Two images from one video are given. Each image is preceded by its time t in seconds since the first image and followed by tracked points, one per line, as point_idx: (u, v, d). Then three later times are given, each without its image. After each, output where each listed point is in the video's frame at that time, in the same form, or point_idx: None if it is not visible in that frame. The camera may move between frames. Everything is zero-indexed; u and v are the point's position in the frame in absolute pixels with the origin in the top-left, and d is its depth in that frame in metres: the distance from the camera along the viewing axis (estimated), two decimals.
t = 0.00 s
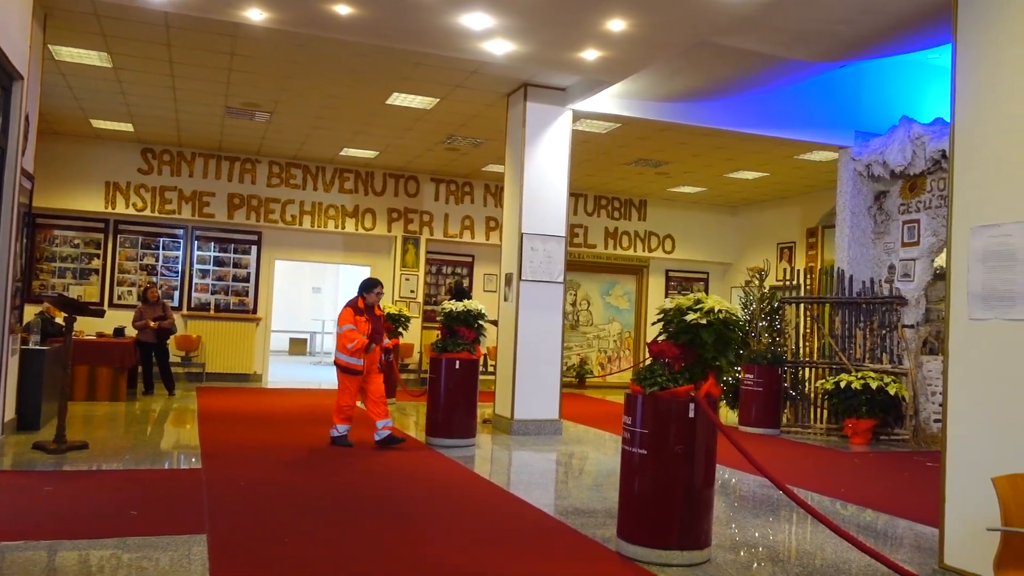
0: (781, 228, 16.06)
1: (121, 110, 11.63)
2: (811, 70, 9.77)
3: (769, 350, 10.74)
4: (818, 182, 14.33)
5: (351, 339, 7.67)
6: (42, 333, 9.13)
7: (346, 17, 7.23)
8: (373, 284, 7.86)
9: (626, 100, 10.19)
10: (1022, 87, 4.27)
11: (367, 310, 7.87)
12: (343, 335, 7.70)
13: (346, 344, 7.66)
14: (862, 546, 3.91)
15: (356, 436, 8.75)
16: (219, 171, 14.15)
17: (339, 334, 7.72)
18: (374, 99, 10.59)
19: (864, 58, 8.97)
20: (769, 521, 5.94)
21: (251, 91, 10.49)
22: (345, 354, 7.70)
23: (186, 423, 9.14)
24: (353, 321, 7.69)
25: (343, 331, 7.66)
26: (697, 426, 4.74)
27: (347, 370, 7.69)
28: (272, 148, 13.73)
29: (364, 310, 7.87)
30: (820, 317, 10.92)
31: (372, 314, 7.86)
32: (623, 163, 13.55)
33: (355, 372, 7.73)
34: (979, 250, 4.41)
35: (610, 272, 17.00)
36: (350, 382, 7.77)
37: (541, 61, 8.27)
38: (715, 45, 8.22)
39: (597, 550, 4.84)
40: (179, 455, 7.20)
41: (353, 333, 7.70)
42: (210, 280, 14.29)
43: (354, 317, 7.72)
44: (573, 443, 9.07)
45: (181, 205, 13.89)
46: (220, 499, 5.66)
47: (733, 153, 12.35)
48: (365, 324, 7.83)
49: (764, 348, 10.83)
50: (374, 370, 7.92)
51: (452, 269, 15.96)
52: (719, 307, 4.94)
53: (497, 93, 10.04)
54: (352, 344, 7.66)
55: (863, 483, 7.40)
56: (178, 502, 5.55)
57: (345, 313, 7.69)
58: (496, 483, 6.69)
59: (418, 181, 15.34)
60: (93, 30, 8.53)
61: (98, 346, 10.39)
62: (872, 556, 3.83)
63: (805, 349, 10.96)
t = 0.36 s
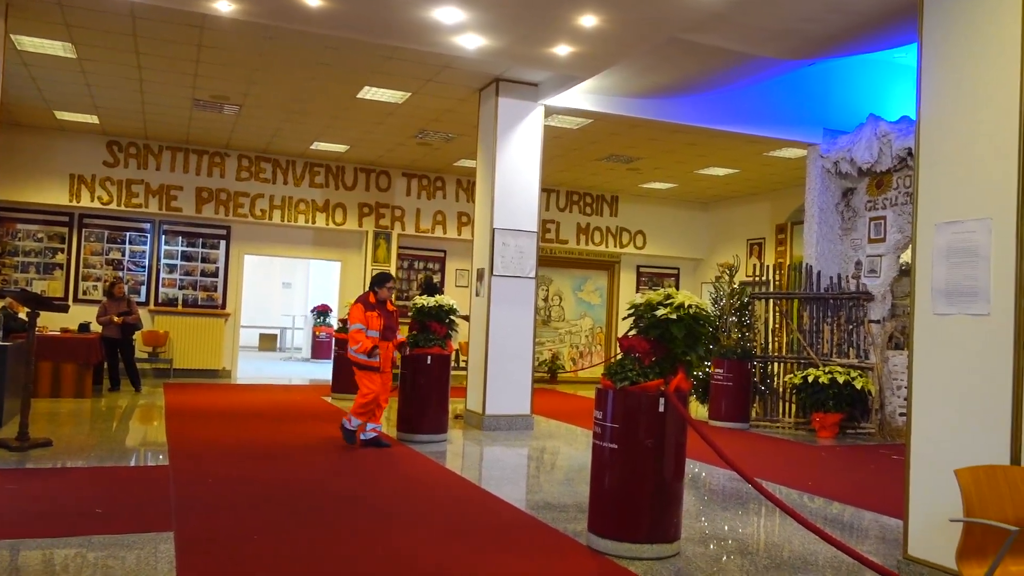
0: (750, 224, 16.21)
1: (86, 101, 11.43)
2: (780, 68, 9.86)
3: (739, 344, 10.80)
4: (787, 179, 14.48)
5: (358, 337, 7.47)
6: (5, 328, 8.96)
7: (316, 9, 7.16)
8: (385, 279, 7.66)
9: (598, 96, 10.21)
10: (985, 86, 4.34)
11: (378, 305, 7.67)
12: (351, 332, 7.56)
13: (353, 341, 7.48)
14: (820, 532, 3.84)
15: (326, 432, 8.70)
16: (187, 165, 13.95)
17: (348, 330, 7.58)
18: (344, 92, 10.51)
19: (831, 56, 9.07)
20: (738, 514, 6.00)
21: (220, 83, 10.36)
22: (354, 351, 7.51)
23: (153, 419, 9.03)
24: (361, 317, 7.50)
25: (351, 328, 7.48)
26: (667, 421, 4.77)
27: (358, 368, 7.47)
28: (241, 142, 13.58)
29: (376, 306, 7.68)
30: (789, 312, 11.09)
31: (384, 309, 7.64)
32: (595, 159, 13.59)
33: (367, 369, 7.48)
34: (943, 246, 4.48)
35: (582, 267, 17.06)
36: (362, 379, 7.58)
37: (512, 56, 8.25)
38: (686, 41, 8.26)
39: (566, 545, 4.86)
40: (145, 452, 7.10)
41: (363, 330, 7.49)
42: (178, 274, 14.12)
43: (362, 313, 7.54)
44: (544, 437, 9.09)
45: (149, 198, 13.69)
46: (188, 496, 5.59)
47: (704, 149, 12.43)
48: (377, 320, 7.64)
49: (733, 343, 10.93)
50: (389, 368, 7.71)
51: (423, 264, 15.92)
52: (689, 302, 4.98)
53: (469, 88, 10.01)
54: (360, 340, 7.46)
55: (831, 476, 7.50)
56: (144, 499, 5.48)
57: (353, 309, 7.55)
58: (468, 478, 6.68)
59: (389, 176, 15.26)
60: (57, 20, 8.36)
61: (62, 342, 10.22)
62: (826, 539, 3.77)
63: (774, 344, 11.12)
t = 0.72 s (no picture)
0: (720, 218, 16.33)
1: (50, 91, 11.21)
2: (749, 62, 9.93)
3: (709, 336, 10.94)
4: (756, 173, 14.60)
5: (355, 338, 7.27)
6: None
7: None
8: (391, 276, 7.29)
9: (569, 89, 10.22)
10: (949, 81, 4.41)
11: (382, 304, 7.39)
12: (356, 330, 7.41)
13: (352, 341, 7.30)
14: (787, 522, 3.81)
15: (296, 426, 8.64)
16: (154, 156, 13.74)
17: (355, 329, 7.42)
18: (314, 84, 10.41)
19: (800, 51, 9.14)
20: (707, 505, 6.06)
21: (187, 73, 10.21)
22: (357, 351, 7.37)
23: (120, 414, 8.90)
24: (361, 317, 7.29)
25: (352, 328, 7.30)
26: (636, 413, 4.80)
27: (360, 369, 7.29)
28: (209, 133, 13.40)
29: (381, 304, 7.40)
30: (758, 305, 11.14)
31: (384, 308, 7.32)
32: (566, 152, 13.60)
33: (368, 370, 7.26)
34: (908, 239, 4.54)
35: (553, 261, 17.08)
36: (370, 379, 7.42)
37: (483, 48, 8.22)
38: (657, 35, 8.29)
39: (537, 537, 4.87)
40: (111, 447, 7.00)
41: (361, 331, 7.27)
42: (145, 267, 13.93)
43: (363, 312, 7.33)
44: (515, 430, 9.11)
45: (114, 190, 13.47)
46: (155, 491, 5.52)
47: (674, 143, 12.50)
48: (382, 319, 7.37)
49: (703, 335, 11.03)
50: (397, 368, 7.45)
51: (394, 257, 15.83)
52: (658, 294, 5.08)
53: (440, 80, 9.97)
54: (356, 341, 7.25)
55: (798, 466, 7.60)
56: (109, 495, 5.40)
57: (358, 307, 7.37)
58: (439, 471, 6.67)
59: (360, 168, 15.16)
60: (17, 7, 8.18)
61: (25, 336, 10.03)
62: (791, 527, 3.77)
63: (743, 337, 11.16)
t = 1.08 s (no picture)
0: (689, 211, 16.44)
1: (8, 80, 10.95)
2: (717, 57, 9.99)
3: (678, 329, 11.01)
4: (724, 167, 14.72)
5: (389, 328, 6.94)
6: None
7: None
8: (408, 269, 7.06)
9: (538, 82, 10.21)
10: (912, 76, 4.47)
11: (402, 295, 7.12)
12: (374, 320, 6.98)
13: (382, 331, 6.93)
14: (752, 511, 3.84)
15: (264, 420, 8.56)
16: (117, 147, 13.50)
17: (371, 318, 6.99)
18: (281, 75, 10.29)
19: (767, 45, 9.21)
20: (674, 496, 6.12)
21: (151, 63, 10.04)
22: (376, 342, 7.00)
23: (83, 410, 8.75)
24: (388, 307, 6.94)
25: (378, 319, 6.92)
26: (604, 405, 4.82)
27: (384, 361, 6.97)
28: (174, 124, 13.20)
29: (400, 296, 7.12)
30: (726, 297, 11.30)
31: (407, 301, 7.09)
32: (535, 145, 13.60)
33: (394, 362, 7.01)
34: (871, 232, 4.61)
35: (523, 254, 17.09)
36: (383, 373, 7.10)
37: (452, 40, 8.18)
38: (626, 28, 8.30)
39: (506, 530, 4.88)
40: (74, 443, 6.88)
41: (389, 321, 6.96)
42: (108, 261, 13.69)
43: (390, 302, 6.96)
44: (485, 423, 9.11)
45: (76, 181, 13.21)
46: (120, 487, 5.44)
47: (643, 136, 12.55)
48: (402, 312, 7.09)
49: (672, 328, 11.11)
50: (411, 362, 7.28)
51: (363, 250, 15.68)
52: (626, 287, 5.02)
53: (408, 72, 9.91)
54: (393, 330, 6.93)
55: (764, 457, 7.68)
56: (73, 492, 5.31)
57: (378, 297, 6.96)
58: (408, 465, 6.64)
59: (328, 160, 15.03)
60: None
61: None
62: (752, 514, 3.81)
63: (711, 329, 11.35)
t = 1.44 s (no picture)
0: (656, 206, 16.53)
1: None
2: (684, 52, 10.05)
3: (644, 324, 11.08)
4: (691, 162, 14.82)
5: (395, 330, 6.74)
6: None
7: None
8: (424, 263, 6.76)
9: (505, 76, 10.19)
10: (875, 74, 4.53)
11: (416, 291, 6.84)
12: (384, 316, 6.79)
13: (388, 330, 6.75)
14: (717, 504, 3.85)
15: (229, 416, 8.46)
16: (76, 139, 13.23)
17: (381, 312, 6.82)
18: (246, 66, 10.16)
19: (732, 41, 9.28)
20: (641, 488, 6.18)
21: (112, 53, 9.85)
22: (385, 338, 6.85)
23: (42, 406, 8.58)
24: (399, 305, 6.71)
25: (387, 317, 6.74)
26: (572, 399, 4.84)
27: (393, 359, 6.79)
28: (136, 115, 12.97)
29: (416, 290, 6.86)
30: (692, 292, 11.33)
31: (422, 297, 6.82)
32: (503, 139, 13.58)
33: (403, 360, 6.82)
34: (835, 227, 4.67)
35: (491, 248, 17.08)
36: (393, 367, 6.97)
37: (420, 33, 8.13)
38: (593, 23, 8.32)
39: (473, 524, 4.88)
40: (34, 441, 6.74)
41: (401, 320, 6.74)
42: (68, 254, 13.44)
43: (401, 300, 6.72)
44: (453, 418, 9.09)
45: (35, 173, 12.94)
46: (81, 485, 5.35)
47: (610, 131, 12.60)
48: (418, 308, 6.84)
49: (639, 322, 11.18)
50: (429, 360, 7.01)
51: (330, 244, 15.56)
52: (594, 281, 5.05)
53: (375, 64, 9.83)
54: (399, 331, 6.72)
55: (729, 450, 7.76)
56: (31, 490, 5.21)
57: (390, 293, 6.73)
58: (375, 460, 6.59)
59: (294, 153, 14.87)
60: None
61: None
62: (719, 507, 3.82)
63: (678, 323, 11.34)
